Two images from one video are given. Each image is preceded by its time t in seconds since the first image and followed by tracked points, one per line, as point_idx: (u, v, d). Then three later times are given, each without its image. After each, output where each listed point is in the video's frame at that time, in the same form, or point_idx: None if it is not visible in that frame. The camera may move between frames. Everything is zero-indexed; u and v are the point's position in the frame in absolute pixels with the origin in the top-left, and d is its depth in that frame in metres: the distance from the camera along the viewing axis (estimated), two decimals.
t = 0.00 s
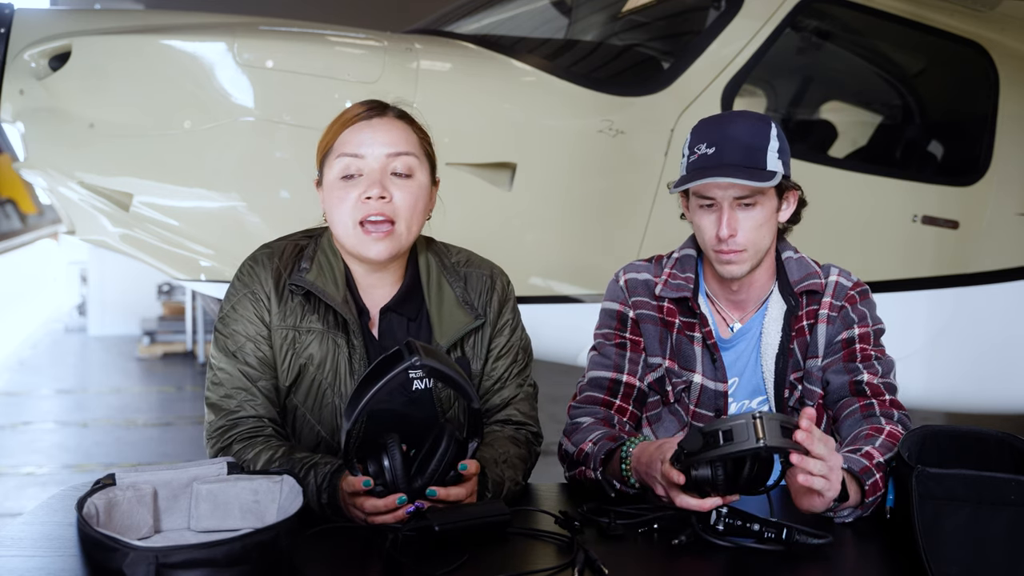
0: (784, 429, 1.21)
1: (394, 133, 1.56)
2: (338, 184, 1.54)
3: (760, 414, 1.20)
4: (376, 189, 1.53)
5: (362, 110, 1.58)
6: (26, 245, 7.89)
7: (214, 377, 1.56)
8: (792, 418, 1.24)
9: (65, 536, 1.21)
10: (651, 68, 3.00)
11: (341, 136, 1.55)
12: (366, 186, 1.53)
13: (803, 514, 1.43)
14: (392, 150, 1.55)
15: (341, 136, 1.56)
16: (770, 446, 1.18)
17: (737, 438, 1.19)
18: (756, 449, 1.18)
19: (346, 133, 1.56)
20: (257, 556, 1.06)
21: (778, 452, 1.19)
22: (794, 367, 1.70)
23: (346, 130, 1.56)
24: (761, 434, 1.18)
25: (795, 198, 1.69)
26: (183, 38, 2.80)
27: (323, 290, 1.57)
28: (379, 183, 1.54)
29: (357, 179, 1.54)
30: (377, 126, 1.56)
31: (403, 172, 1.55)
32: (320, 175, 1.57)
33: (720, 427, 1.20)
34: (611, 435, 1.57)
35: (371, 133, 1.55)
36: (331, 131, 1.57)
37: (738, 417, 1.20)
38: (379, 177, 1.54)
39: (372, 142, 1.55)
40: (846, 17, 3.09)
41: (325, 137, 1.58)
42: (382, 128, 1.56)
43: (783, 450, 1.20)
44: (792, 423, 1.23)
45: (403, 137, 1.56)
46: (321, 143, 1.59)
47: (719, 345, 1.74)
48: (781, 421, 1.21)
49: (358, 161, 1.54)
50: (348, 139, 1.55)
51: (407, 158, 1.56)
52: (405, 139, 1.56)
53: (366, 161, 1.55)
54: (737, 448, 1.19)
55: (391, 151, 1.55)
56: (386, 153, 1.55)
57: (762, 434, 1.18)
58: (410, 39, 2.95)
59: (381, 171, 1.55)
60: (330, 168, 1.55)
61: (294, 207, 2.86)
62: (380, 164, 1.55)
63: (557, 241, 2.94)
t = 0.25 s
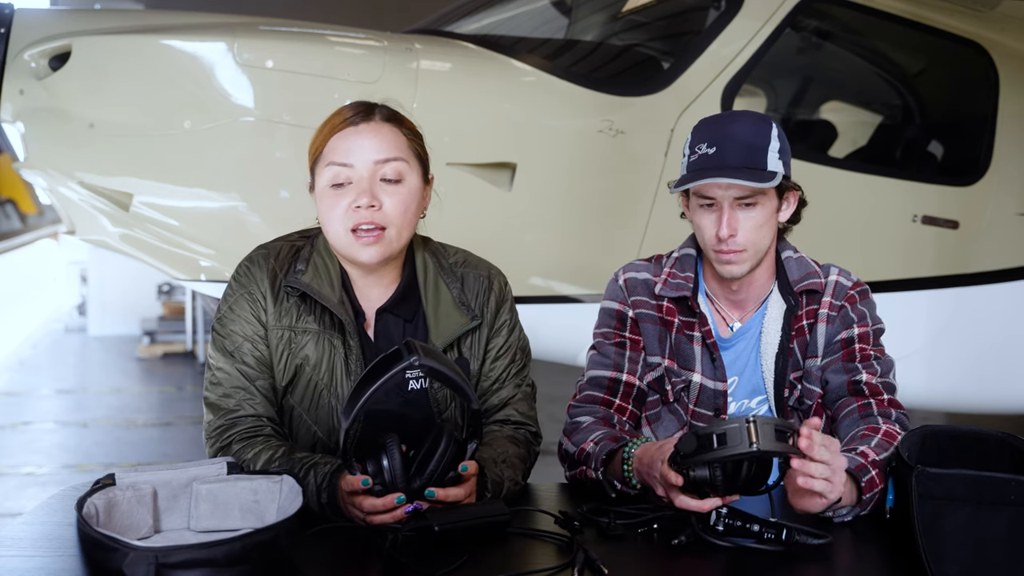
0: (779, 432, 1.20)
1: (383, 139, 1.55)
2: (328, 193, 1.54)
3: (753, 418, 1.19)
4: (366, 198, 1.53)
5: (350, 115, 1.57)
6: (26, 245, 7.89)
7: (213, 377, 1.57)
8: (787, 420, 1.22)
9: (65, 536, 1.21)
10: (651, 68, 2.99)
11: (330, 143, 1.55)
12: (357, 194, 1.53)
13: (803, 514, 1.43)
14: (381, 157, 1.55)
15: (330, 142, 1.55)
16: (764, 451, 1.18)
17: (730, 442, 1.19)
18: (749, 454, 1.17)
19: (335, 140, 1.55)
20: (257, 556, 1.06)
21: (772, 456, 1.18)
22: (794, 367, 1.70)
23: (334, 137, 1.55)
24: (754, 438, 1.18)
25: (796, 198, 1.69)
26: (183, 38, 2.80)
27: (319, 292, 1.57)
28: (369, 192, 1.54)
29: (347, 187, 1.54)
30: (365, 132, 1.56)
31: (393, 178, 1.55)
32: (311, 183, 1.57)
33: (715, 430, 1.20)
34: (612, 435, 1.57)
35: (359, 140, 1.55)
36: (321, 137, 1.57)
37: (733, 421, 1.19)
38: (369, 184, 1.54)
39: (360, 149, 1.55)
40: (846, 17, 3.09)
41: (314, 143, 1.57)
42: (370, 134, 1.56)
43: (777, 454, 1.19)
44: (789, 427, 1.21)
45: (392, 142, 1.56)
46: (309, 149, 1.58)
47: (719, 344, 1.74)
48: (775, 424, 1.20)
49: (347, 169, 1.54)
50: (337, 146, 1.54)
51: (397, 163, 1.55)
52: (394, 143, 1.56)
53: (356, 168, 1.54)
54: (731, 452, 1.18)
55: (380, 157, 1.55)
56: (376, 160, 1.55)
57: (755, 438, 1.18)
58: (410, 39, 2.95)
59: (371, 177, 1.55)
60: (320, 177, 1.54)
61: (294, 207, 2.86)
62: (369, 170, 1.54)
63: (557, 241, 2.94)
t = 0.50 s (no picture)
0: (772, 429, 1.20)
1: (384, 140, 1.55)
2: (332, 195, 1.54)
3: (745, 411, 1.19)
4: (370, 202, 1.53)
5: (350, 117, 1.56)
6: (26, 245, 7.89)
7: (213, 377, 1.56)
8: (781, 418, 1.22)
9: (65, 536, 1.21)
10: (651, 68, 2.99)
11: (331, 145, 1.54)
12: (361, 197, 1.53)
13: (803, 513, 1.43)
14: (384, 160, 1.54)
15: (332, 145, 1.55)
16: (755, 444, 1.17)
17: (722, 434, 1.19)
18: (742, 447, 1.17)
19: (337, 142, 1.55)
20: (257, 556, 1.06)
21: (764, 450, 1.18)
22: (794, 367, 1.71)
23: (336, 140, 1.55)
24: (747, 431, 1.17)
25: (795, 196, 1.69)
26: (184, 38, 2.80)
27: (320, 291, 1.57)
28: (373, 195, 1.53)
29: (350, 190, 1.54)
30: (367, 134, 1.55)
31: (396, 179, 1.55)
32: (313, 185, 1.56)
33: (709, 422, 1.20)
34: (616, 435, 1.56)
35: (361, 142, 1.55)
36: (325, 138, 1.56)
37: (727, 413, 1.19)
38: (372, 186, 1.54)
39: (363, 151, 1.54)
40: (846, 17, 3.09)
41: (315, 146, 1.57)
42: (372, 136, 1.56)
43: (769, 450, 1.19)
44: (783, 425, 1.21)
45: (394, 143, 1.56)
46: (310, 151, 1.58)
47: (718, 344, 1.74)
48: (769, 420, 1.20)
49: (350, 171, 1.54)
50: (338, 148, 1.54)
51: (399, 164, 1.55)
52: (396, 145, 1.55)
53: (359, 171, 1.54)
54: (723, 444, 1.18)
55: (383, 158, 1.54)
56: (379, 162, 1.54)
57: (748, 431, 1.17)
58: (410, 39, 2.95)
59: (374, 179, 1.54)
60: (323, 180, 1.54)
61: (294, 207, 2.86)
62: (372, 172, 1.54)
63: (557, 241, 2.94)
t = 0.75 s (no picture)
0: (784, 434, 1.21)
1: (390, 139, 1.55)
2: (339, 195, 1.54)
3: (760, 412, 1.20)
4: (378, 201, 1.53)
5: (356, 116, 1.56)
6: (26, 245, 7.89)
7: (214, 377, 1.56)
8: (793, 425, 1.23)
9: (65, 536, 1.21)
10: (651, 68, 2.99)
11: (337, 144, 1.54)
12: (369, 197, 1.54)
13: (802, 513, 1.43)
14: (391, 158, 1.55)
15: (337, 144, 1.55)
16: (766, 446, 1.18)
17: (734, 432, 1.20)
18: (752, 447, 1.18)
19: (343, 141, 1.55)
20: (257, 556, 1.06)
21: (773, 454, 1.19)
22: (793, 367, 1.71)
23: (342, 139, 1.55)
24: (758, 432, 1.18)
25: (792, 207, 1.67)
26: (184, 38, 2.80)
27: (324, 292, 1.57)
28: (380, 194, 1.54)
29: (358, 189, 1.54)
30: (373, 133, 1.55)
31: (403, 179, 1.55)
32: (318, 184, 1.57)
33: (720, 420, 1.22)
34: (619, 435, 1.57)
35: (367, 141, 1.55)
36: (328, 138, 1.56)
37: (739, 412, 1.20)
38: (379, 185, 1.54)
39: (369, 151, 1.54)
40: (846, 17, 3.08)
41: (320, 145, 1.57)
42: (377, 135, 1.55)
43: (778, 454, 1.19)
44: (795, 432, 1.22)
45: (400, 141, 1.56)
46: (314, 149, 1.58)
47: (718, 344, 1.74)
48: (782, 426, 1.21)
49: (356, 171, 1.54)
50: (344, 147, 1.54)
51: (406, 164, 1.55)
52: (402, 143, 1.56)
53: (365, 170, 1.54)
54: (734, 441, 1.19)
55: (390, 157, 1.55)
56: (386, 161, 1.55)
57: (759, 432, 1.18)
58: (410, 39, 2.94)
59: (381, 178, 1.54)
60: (329, 179, 1.55)
61: (294, 207, 2.86)
62: (379, 171, 1.54)
63: (557, 241, 2.94)
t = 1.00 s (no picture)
0: (785, 443, 1.21)
1: (394, 144, 1.55)
2: (342, 200, 1.54)
3: (762, 420, 1.20)
4: (382, 207, 1.53)
5: (360, 120, 1.56)
6: (26, 245, 7.89)
7: (217, 376, 1.56)
8: (795, 434, 1.24)
9: (65, 536, 1.21)
10: (651, 68, 2.99)
11: (341, 149, 1.54)
12: (372, 203, 1.53)
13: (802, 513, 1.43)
14: (395, 163, 1.54)
15: (341, 149, 1.55)
16: (767, 455, 1.18)
17: (736, 440, 1.20)
18: (753, 456, 1.18)
19: (346, 146, 1.54)
20: (257, 556, 1.06)
21: (773, 463, 1.19)
22: (793, 367, 1.71)
23: (345, 144, 1.54)
24: (759, 441, 1.19)
25: (791, 207, 1.67)
26: (183, 38, 2.80)
27: (326, 292, 1.57)
28: (384, 199, 1.54)
29: (361, 194, 1.54)
30: (377, 138, 1.55)
31: (406, 185, 1.55)
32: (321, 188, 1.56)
33: (722, 427, 1.22)
34: (618, 435, 1.57)
35: (371, 147, 1.54)
36: (330, 143, 1.55)
37: (742, 421, 1.20)
38: (382, 191, 1.54)
39: (372, 156, 1.54)
40: (846, 17, 3.08)
41: (324, 149, 1.56)
42: (382, 141, 1.55)
43: (778, 463, 1.19)
44: (796, 441, 1.23)
45: (404, 147, 1.55)
46: (317, 153, 1.57)
47: (718, 344, 1.74)
48: (783, 434, 1.21)
49: (360, 177, 1.54)
50: (348, 152, 1.54)
51: (410, 169, 1.55)
52: (406, 148, 1.55)
53: (369, 175, 1.54)
54: (735, 450, 1.19)
55: (394, 163, 1.54)
56: (390, 166, 1.54)
57: (760, 441, 1.19)
58: (410, 39, 2.94)
59: (384, 184, 1.54)
60: (332, 184, 1.54)
61: (294, 207, 2.86)
62: (382, 177, 1.54)
63: (557, 241, 2.94)
